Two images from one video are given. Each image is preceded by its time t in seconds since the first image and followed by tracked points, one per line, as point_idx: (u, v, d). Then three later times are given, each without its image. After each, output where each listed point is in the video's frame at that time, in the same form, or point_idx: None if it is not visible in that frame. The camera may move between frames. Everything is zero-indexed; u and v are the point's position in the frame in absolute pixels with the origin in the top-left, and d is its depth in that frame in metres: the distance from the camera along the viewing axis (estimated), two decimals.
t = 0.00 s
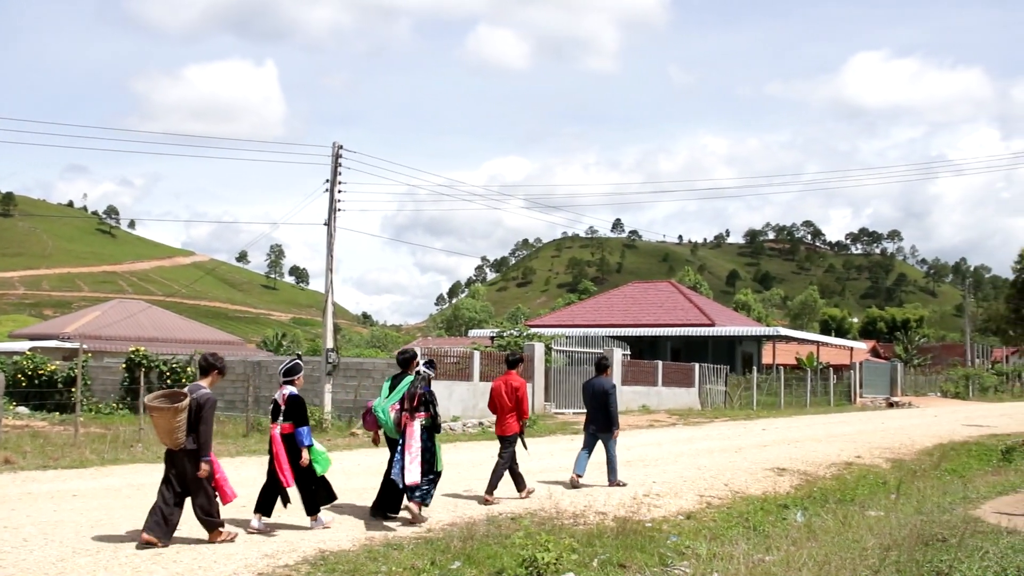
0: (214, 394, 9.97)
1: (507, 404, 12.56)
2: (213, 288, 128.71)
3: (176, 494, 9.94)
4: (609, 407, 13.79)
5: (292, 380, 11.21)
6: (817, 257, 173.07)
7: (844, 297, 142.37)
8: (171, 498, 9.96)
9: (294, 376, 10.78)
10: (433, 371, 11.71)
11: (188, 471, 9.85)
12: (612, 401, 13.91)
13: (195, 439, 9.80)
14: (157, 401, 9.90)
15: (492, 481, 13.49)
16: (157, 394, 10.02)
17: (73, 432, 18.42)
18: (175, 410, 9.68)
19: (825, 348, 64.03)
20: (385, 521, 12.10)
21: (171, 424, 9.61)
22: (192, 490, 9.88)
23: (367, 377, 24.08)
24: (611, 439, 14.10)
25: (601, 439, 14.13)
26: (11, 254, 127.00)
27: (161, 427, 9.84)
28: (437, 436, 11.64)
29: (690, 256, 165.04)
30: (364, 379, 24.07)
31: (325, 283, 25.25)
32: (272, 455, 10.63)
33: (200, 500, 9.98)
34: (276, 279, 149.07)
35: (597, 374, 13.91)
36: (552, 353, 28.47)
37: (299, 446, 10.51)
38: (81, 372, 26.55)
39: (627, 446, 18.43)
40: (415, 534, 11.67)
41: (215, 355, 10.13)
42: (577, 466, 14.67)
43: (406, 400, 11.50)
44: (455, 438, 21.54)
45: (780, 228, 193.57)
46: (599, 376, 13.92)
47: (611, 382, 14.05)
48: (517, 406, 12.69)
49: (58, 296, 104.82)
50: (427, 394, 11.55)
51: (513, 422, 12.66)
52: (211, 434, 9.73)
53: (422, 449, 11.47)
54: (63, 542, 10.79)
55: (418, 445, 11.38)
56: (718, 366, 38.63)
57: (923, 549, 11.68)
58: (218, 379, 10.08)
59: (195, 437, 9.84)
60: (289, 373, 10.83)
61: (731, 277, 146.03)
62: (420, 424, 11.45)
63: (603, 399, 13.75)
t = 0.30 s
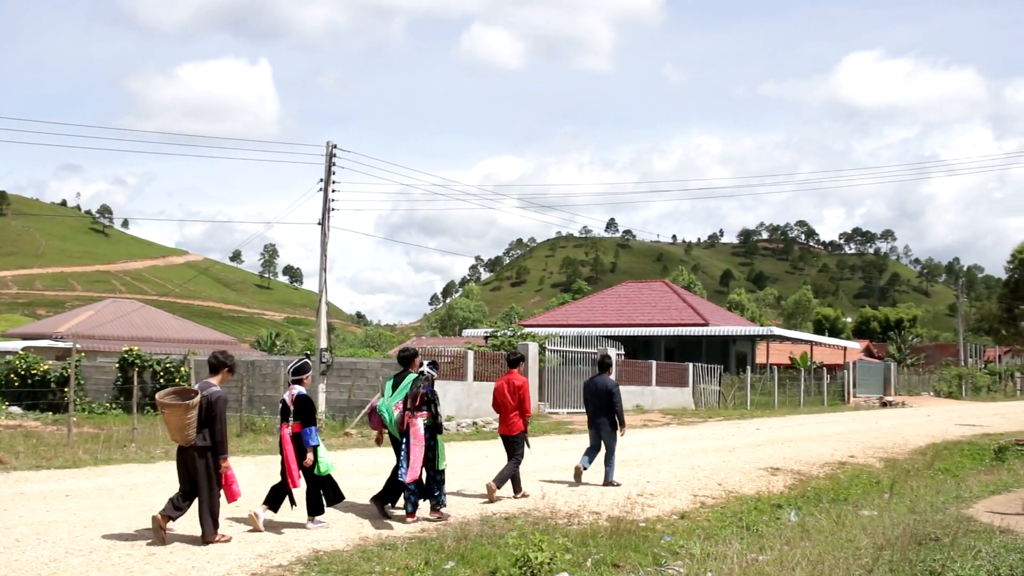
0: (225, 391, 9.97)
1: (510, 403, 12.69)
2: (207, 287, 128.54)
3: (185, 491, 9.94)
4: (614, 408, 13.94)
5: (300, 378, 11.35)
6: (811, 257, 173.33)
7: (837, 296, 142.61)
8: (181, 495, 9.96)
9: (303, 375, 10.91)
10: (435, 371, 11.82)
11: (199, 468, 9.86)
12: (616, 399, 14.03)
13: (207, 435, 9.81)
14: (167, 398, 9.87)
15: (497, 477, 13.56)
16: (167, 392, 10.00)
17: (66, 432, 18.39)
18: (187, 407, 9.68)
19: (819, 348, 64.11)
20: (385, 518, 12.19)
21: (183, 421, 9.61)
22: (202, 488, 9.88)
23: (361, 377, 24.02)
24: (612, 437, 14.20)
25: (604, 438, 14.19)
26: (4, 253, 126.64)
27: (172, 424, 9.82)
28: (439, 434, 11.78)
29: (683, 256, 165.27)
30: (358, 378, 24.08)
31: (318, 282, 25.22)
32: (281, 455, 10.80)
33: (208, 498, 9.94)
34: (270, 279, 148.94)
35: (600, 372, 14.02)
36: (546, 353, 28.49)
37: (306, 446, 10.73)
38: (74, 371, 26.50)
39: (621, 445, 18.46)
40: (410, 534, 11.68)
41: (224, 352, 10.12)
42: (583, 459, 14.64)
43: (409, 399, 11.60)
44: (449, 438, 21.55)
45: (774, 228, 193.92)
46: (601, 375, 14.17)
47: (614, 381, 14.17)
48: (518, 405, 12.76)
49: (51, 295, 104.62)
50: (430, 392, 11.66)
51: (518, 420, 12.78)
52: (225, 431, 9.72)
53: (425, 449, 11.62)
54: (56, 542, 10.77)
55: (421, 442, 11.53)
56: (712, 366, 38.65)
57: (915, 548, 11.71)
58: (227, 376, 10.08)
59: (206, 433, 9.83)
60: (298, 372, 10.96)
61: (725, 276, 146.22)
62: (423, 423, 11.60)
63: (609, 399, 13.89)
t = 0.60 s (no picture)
0: (229, 388, 10.19)
1: (510, 401, 12.81)
2: (198, 288, 128.28)
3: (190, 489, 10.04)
4: (614, 403, 14.22)
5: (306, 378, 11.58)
6: (803, 256, 173.70)
7: (828, 296, 143.00)
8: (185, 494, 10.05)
9: (308, 372, 11.09)
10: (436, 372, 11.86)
11: (206, 465, 10.01)
12: (616, 395, 14.31)
13: (214, 433, 9.99)
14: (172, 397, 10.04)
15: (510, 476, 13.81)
16: (170, 394, 10.14)
17: (57, 433, 18.32)
18: (195, 404, 9.86)
19: (809, 348, 64.25)
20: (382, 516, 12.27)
21: (191, 418, 9.77)
22: (207, 486, 9.99)
23: (353, 377, 24.06)
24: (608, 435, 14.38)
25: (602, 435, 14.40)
26: None
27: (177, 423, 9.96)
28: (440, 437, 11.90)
29: (674, 255, 165.54)
30: (350, 378, 24.07)
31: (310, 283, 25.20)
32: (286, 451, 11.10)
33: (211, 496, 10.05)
34: (261, 279, 148.72)
35: (599, 370, 14.37)
36: (537, 353, 28.51)
37: (314, 444, 10.99)
38: (65, 372, 26.42)
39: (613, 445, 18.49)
40: (401, 535, 11.68)
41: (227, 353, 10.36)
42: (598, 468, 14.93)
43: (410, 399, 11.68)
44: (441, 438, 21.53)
45: (765, 227, 194.38)
46: (601, 374, 14.53)
47: (612, 379, 14.48)
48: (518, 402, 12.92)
49: (42, 296, 104.35)
50: (432, 394, 11.73)
51: (518, 417, 12.91)
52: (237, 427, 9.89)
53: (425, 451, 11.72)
54: (48, 543, 10.76)
55: (423, 446, 11.65)
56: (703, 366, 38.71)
57: (906, 546, 11.76)
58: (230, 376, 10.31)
59: (212, 431, 10.00)
60: (302, 370, 11.14)
61: (716, 276, 146.52)
62: (424, 425, 11.70)
63: (608, 395, 14.14)
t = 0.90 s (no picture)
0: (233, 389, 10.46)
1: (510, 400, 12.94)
2: (189, 286, 127.94)
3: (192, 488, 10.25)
4: (613, 401, 14.35)
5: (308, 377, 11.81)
6: (794, 255, 174.01)
7: (820, 294, 143.27)
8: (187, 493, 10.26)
9: (311, 372, 11.34)
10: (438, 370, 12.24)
11: (211, 465, 10.24)
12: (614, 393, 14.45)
13: (219, 432, 10.25)
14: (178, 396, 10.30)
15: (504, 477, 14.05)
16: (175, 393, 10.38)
17: (47, 433, 18.25)
18: (201, 403, 10.12)
19: (801, 347, 64.33)
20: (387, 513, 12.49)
21: (197, 417, 10.03)
22: (210, 487, 10.21)
23: (344, 376, 24.06)
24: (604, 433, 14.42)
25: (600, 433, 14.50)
26: None
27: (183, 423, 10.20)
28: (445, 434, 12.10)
29: (666, 254, 165.73)
30: (341, 377, 24.06)
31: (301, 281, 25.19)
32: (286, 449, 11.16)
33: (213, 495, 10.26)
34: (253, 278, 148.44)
35: (597, 369, 14.44)
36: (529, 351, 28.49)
37: (322, 439, 11.24)
38: (56, 371, 26.32)
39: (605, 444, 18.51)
40: (393, 534, 11.68)
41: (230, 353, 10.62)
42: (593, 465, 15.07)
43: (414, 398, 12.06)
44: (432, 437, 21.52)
45: (756, 227, 194.77)
46: (598, 372, 14.59)
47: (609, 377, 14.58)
48: (517, 402, 13.05)
49: (32, 295, 104.01)
50: (436, 393, 12.03)
51: (517, 416, 13.01)
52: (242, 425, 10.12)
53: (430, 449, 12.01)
54: (38, 542, 10.74)
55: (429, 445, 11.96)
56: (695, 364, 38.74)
57: (896, 544, 11.81)
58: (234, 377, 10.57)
59: (217, 430, 10.25)
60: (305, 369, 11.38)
61: (708, 275, 146.67)
62: (429, 424, 11.96)
63: (609, 395, 14.29)
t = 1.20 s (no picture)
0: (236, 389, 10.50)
1: (507, 402, 13.03)
2: (178, 285, 127.64)
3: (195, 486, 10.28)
4: (607, 401, 14.36)
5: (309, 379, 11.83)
6: (784, 255, 174.54)
7: (809, 293, 143.76)
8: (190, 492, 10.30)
9: (312, 373, 11.36)
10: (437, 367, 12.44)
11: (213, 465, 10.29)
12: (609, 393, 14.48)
13: (222, 432, 10.28)
14: (182, 397, 10.38)
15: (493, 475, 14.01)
16: (179, 393, 10.43)
17: (35, 432, 18.15)
18: (204, 404, 10.18)
19: (790, 346, 64.57)
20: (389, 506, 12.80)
21: (200, 417, 10.10)
22: (211, 486, 10.24)
23: (334, 374, 24.04)
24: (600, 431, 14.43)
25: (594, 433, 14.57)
26: None
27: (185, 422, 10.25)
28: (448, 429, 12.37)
29: (656, 254, 166.06)
30: (331, 377, 24.02)
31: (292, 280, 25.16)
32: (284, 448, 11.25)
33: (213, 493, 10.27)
34: (242, 277, 148.20)
35: (591, 370, 14.50)
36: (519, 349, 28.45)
37: (325, 440, 11.28)
38: (45, 370, 26.25)
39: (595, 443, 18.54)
40: (382, 533, 11.65)
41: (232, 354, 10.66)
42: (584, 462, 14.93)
43: (413, 395, 12.28)
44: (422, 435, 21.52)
45: (745, 226, 195.34)
46: (594, 372, 14.64)
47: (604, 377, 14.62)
48: (515, 403, 13.12)
49: (21, 293, 103.67)
50: (436, 389, 12.27)
51: (514, 417, 13.15)
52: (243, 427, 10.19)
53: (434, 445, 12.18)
54: (26, 542, 10.69)
55: (431, 441, 12.13)
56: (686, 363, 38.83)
57: (886, 543, 11.85)
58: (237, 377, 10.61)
59: (220, 430, 10.30)
60: (306, 371, 11.40)
61: (699, 274, 146.90)
62: (431, 419, 12.16)
63: (602, 396, 14.32)
